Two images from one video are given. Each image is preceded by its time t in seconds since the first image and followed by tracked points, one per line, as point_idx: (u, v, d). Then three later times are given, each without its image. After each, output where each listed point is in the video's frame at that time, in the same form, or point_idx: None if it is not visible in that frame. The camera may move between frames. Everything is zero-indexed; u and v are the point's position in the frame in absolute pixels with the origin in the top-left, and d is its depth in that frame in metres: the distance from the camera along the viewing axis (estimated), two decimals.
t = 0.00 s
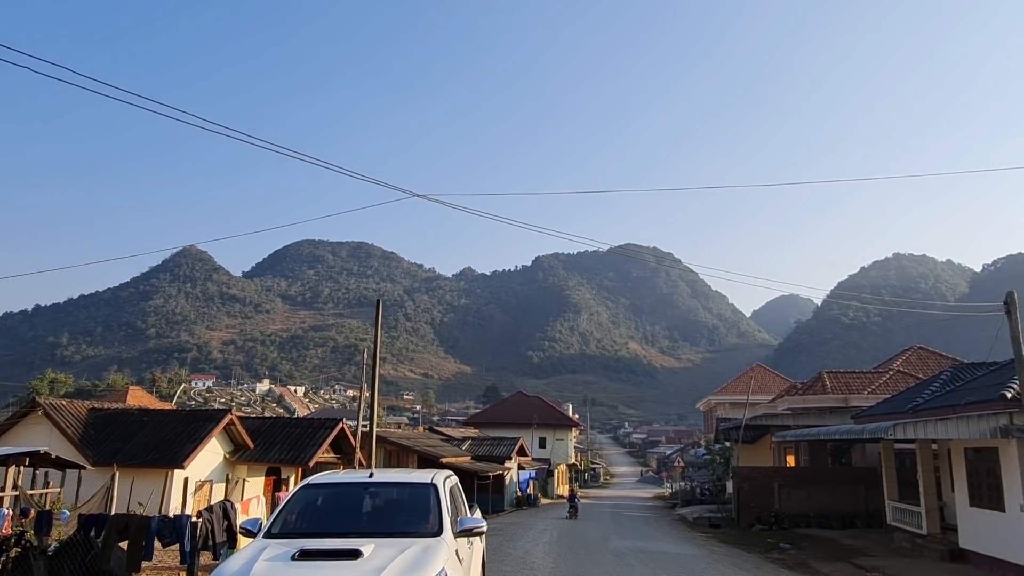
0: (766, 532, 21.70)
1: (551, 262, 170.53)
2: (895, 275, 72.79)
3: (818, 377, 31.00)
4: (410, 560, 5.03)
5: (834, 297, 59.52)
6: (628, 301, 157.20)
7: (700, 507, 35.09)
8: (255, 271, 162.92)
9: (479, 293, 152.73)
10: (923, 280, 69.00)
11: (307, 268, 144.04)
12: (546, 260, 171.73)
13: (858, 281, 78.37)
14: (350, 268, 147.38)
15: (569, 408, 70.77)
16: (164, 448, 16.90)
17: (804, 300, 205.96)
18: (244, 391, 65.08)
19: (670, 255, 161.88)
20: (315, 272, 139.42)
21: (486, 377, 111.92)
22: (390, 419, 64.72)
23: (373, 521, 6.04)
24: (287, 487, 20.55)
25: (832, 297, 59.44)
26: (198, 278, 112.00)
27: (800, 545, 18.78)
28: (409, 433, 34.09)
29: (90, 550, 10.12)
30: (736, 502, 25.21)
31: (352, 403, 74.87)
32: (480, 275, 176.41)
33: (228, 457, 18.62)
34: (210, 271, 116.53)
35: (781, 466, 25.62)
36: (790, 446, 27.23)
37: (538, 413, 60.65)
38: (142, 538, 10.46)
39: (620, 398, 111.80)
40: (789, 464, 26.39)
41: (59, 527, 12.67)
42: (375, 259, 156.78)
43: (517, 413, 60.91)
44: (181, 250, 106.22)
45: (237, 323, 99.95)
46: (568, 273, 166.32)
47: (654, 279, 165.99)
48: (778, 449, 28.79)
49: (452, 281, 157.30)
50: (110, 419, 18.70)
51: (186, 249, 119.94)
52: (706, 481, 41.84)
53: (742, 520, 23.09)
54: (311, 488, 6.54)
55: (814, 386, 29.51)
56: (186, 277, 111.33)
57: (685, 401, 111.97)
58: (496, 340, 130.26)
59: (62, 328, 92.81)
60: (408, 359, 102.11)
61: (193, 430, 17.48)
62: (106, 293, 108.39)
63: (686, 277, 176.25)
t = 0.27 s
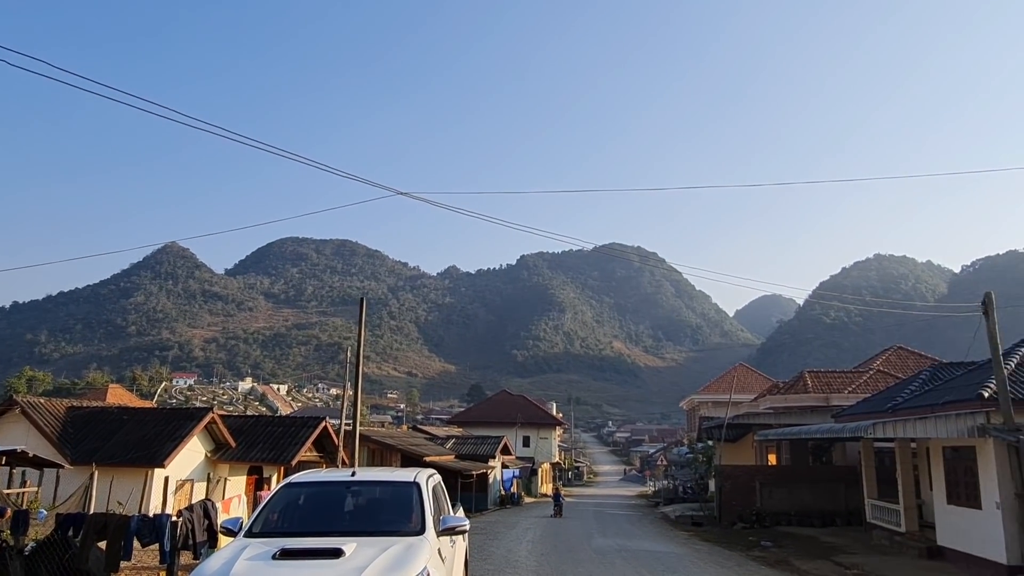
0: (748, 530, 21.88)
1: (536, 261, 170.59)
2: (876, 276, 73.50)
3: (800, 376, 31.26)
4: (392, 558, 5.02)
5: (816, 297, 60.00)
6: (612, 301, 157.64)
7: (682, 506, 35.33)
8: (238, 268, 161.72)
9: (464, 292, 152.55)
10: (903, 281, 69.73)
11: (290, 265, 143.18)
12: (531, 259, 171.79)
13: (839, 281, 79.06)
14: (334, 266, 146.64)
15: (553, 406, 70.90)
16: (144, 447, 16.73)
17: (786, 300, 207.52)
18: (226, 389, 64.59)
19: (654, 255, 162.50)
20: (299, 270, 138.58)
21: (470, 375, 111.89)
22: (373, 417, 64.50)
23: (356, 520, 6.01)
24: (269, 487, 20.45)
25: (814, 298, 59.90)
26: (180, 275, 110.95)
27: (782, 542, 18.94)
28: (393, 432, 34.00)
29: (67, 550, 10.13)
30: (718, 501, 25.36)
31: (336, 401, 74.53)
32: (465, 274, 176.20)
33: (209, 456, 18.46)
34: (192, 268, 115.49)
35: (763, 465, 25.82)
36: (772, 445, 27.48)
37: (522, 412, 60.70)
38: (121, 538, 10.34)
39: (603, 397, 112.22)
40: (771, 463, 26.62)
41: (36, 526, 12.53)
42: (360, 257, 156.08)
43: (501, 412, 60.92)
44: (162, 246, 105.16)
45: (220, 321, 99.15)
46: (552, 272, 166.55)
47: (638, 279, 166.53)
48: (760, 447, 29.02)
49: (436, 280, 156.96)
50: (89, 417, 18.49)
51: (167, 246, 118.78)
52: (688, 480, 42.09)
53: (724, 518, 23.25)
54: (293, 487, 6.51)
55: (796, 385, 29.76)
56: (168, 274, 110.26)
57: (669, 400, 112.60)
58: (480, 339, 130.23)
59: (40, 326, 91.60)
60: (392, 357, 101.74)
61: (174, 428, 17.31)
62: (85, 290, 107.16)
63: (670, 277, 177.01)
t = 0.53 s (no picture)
0: (730, 528, 22.00)
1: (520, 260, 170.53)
2: (858, 276, 74.14)
3: (782, 375, 31.49)
4: (374, 558, 5.00)
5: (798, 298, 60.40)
6: (597, 300, 157.97)
7: (665, 504, 35.51)
8: (220, 266, 160.40)
9: (448, 290, 152.22)
10: (884, 282, 70.39)
11: (274, 263, 142.18)
12: (516, 258, 171.74)
13: (822, 282, 79.67)
14: (318, 264, 145.80)
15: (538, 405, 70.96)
16: (124, 446, 16.57)
17: (769, 300, 209.02)
18: (208, 388, 64.03)
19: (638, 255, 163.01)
20: (282, 268, 137.61)
21: (455, 374, 111.80)
22: (357, 416, 64.24)
23: (338, 520, 5.99)
24: (250, 486, 20.33)
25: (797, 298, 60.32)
26: (161, 273, 109.85)
27: (763, 541, 19.08)
28: (376, 431, 33.89)
29: (45, 550, 10.08)
30: (701, 500, 25.45)
31: (319, 400, 74.18)
32: (450, 272, 175.84)
33: (191, 456, 18.31)
34: (174, 266, 114.36)
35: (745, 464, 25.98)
36: (754, 444, 27.65)
37: (506, 411, 60.70)
38: (100, 538, 10.18)
39: (587, 396, 112.58)
40: (753, 461, 26.81)
41: (14, 527, 12.37)
42: (344, 255, 155.31)
43: (485, 411, 60.88)
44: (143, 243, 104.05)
45: (202, 320, 98.26)
46: (537, 271, 166.58)
47: (622, 279, 166.96)
48: (742, 446, 29.19)
49: (421, 279, 156.51)
50: (67, 416, 18.27)
51: (149, 243, 117.54)
52: (672, 479, 42.30)
53: (706, 517, 23.33)
54: (275, 486, 6.47)
55: (778, 385, 29.98)
56: (149, 271, 109.13)
57: (652, 400, 113.12)
58: (465, 338, 130.11)
59: (19, 324, 90.39)
60: (376, 356, 101.31)
61: (155, 427, 17.17)
62: (65, 287, 105.85)
63: (654, 276, 177.65)
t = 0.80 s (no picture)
0: (711, 526, 22.18)
1: (505, 259, 170.50)
2: (838, 277, 74.81)
3: (763, 375, 31.72)
4: (355, 558, 4.98)
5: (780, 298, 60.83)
6: (580, 299, 158.26)
7: (647, 503, 35.69)
8: (202, 263, 158.98)
9: (432, 289, 151.88)
10: (864, 282, 71.09)
11: (256, 261, 141.12)
12: (500, 257, 171.59)
13: (803, 282, 80.29)
14: (301, 262, 144.87)
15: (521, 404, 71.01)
16: (103, 445, 16.38)
17: (751, 300, 210.45)
18: (188, 387, 63.43)
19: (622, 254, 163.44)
20: (265, 265, 136.61)
21: (438, 373, 111.67)
22: (339, 415, 63.96)
23: (319, 520, 5.96)
24: (231, 486, 20.19)
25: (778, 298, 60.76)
26: (141, 270, 108.65)
27: (744, 539, 19.24)
28: (359, 430, 33.76)
29: (20, 550, 9.95)
30: (682, 498, 25.63)
31: (301, 399, 73.77)
32: (434, 271, 175.42)
33: (171, 455, 18.12)
34: (154, 263, 113.16)
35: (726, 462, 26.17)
36: (735, 443, 27.86)
37: (489, 410, 60.68)
38: (76, 538, 10.09)
39: (571, 395, 112.94)
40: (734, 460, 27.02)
41: None
42: (327, 253, 154.47)
43: (468, 410, 60.81)
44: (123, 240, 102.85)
45: (182, 318, 97.32)
46: (521, 270, 166.55)
47: (606, 278, 167.40)
48: (724, 445, 29.39)
49: (404, 277, 155.97)
50: (45, 415, 18.05)
51: (128, 240, 116.19)
52: (654, 477, 42.51)
53: (688, 515, 23.53)
54: (256, 485, 6.43)
55: (759, 384, 30.22)
56: (129, 269, 107.91)
57: (635, 399, 113.66)
58: (448, 337, 129.93)
59: None
60: (360, 355, 100.81)
61: (134, 426, 17.00)
62: (42, 284, 104.43)
63: (638, 276, 178.25)
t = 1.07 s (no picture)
0: (690, 524, 22.35)
1: (486, 258, 170.29)
2: (816, 277, 75.63)
3: (742, 373, 32.00)
4: (334, 557, 4.95)
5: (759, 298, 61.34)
6: (562, 298, 158.54)
7: (627, 501, 35.90)
8: (179, 261, 157.21)
9: (413, 287, 151.42)
10: (842, 282, 71.92)
11: (235, 258, 139.86)
12: (481, 255, 171.41)
13: (782, 282, 81.03)
14: (281, 259, 143.77)
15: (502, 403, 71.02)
16: (78, 444, 16.17)
17: (730, 299, 211.96)
18: (166, 385, 62.76)
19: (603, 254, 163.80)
20: (244, 263, 135.37)
21: (419, 372, 111.50)
22: (319, 414, 63.62)
23: (297, 519, 5.94)
24: (209, 485, 19.98)
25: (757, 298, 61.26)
26: (118, 268, 107.25)
27: (723, 536, 19.39)
28: (340, 429, 33.58)
29: None
30: (662, 496, 25.79)
31: (281, 398, 73.27)
32: (415, 269, 174.84)
33: (147, 454, 17.91)
34: (131, 260, 111.74)
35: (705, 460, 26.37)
36: (715, 441, 28.10)
37: (470, 409, 60.62)
38: (51, 539, 9.97)
39: (552, 393, 113.32)
40: (713, 458, 27.23)
41: None
42: (307, 251, 153.36)
43: (448, 409, 60.72)
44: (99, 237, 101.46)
45: (160, 315, 96.20)
46: (502, 269, 166.48)
47: (587, 277, 167.79)
48: (703, 443, 29.62)
49: (385, 275, 155.34)
50: (18, 414, 17.77)
51: (104, 237, 114.63)
52: (634, 476, 42.74)
53: (668, 512, 23.70)
54: (235, 484, 6.39)
55: (738, 383, 30.48)
56: (105, 266, 106.49)
57: (615, 397, 114.18)
58: (429, 335, 129.69)
59: None
60: (340, 353, 100.24)
61: (110, 425, 16.77)
62: (16, 281, 102.74)
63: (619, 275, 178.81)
